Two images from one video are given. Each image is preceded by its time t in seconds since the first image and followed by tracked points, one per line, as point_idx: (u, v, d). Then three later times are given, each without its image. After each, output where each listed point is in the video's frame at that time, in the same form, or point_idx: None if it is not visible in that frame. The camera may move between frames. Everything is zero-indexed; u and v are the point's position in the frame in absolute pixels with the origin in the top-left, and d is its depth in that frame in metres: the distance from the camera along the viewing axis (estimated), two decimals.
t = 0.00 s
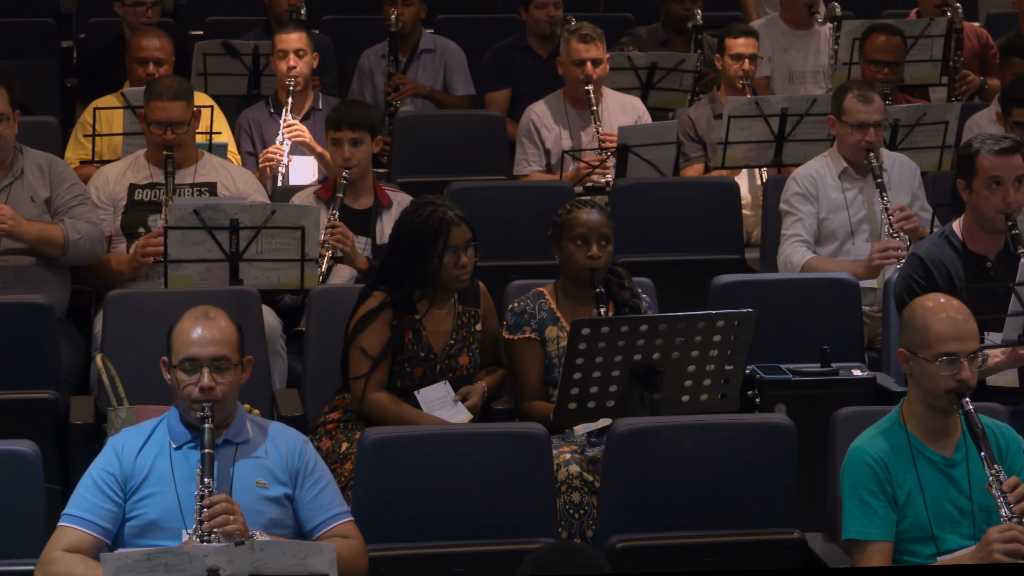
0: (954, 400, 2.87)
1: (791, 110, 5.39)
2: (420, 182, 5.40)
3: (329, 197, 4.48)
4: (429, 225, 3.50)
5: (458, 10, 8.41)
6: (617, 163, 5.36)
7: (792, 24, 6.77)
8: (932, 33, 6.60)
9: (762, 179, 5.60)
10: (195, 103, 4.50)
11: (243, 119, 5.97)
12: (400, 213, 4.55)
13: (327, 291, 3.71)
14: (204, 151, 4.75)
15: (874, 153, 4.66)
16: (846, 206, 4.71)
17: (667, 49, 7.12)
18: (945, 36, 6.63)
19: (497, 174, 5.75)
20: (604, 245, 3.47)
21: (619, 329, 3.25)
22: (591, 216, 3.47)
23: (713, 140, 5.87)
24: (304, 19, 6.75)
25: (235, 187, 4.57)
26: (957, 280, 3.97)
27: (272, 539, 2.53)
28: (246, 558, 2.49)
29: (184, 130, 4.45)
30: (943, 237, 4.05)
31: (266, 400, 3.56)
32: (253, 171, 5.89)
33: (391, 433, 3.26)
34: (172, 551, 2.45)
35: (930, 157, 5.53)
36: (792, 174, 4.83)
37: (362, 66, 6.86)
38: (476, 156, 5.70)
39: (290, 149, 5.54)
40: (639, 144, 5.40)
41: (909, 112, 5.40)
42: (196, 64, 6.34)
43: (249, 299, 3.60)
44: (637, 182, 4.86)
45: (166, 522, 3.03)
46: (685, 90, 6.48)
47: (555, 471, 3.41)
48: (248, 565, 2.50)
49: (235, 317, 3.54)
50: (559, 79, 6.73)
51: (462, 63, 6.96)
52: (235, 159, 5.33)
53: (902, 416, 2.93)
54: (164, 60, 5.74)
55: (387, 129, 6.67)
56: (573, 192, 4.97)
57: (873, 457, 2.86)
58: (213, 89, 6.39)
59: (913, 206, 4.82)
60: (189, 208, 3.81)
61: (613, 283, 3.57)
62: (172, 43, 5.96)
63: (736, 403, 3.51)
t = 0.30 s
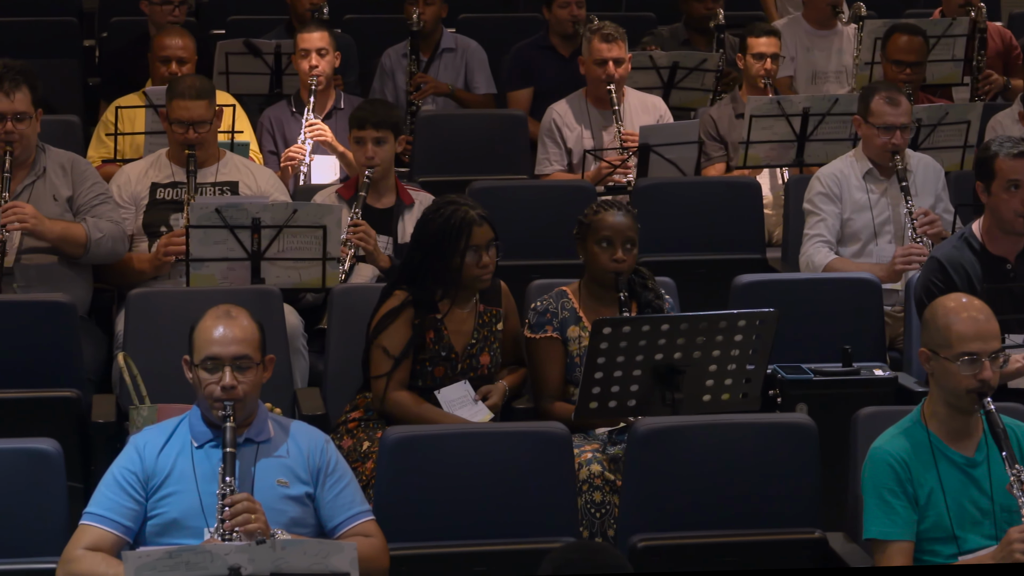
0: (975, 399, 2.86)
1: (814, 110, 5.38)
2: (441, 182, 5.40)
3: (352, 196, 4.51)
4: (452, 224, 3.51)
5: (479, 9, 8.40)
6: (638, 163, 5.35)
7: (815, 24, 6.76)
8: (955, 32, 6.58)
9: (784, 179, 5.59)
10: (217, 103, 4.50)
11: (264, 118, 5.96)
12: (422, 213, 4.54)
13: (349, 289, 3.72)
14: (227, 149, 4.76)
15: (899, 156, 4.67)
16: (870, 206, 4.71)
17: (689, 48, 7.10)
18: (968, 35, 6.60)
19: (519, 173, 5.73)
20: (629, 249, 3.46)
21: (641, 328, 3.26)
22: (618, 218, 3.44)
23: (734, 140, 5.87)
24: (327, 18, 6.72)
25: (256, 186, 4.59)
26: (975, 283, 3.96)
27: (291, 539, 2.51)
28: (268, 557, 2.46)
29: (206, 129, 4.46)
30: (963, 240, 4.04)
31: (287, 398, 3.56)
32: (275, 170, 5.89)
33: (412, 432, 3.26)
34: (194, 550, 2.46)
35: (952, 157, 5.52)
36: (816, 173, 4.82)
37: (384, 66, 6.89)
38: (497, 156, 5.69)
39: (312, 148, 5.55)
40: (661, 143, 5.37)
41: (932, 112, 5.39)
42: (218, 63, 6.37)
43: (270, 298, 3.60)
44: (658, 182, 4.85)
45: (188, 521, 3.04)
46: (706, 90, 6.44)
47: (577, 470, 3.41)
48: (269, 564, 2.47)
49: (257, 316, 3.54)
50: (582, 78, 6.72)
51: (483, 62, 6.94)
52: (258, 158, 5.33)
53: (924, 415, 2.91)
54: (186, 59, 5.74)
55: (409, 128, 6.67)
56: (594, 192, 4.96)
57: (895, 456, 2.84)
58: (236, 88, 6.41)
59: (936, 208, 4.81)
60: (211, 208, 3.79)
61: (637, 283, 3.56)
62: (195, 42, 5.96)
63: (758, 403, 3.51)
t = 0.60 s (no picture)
0: (998, 400, 2.83)
1: (836, 109, 5.37)
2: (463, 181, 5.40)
3: (374, 196, 4.50)
4: (474, 223, 3.51)
5: (501, 8, 8.39)
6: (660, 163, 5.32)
7: (837, 23, 6.76)
8: (978, 32, 6.60)
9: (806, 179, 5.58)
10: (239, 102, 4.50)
11: (287, 117, 5.94)
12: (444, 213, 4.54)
13: (371, 288, 3.73)
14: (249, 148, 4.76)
15: (924, 158, 4.64)
16: (893, 209, 4.71)
17: (712, 47, 7.09)
18: (992, 34, 6.63)
19: (541, 173, 5.72)
20: (653, 250, 3.46)
21: (663, 327, 3.26)
22: (641, 220, 3.45)
23: (757, 139, 5.86)
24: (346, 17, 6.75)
25: (279, 185, 4.60)
26: (995, 287, 3.95)
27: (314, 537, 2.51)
28: (292, 556, 2.46)
29: (228, 128, 4.46)
30: (983, 243, 4.03)
31: (309, 397, 3.57)
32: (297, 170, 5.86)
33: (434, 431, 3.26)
34: (217, 548, 2.44)
35: (975, 156, 5.52)
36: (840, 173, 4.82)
37: (406, 66, 6.90)
38: (519, 156, 5.69)
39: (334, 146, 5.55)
40: (684, 142, 5.35)
41: (954, 112, 5.39)
42: (240, 62, 6.36)
43: (293, 296, 3.60)
44: (678, 182, 4.83)
45: (210, 519, 3.04)
46: (729, 89, 6.47)
47: (599, 469, 3.41)
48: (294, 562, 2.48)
49: (279, 314, 3.54)
50: (605, 77, 6.71)
51: (506, 61, 6.92)
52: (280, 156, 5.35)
53: (945, 416, 2.88)
54: (206, 59, 5.75)
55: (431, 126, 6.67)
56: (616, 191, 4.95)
57: (917, 457, 2.81)
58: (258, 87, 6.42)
59: (960, 209, 4.82)
60: (234, 206, 3.81)
61: (659, 283, 3.58)
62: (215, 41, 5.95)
63: (780, 402, 3.51)
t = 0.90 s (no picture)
0: (1022, 402, 2.73)
1: (860, 109, 5.37)
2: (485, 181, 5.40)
3: (397, 195, 4.51)
4: (494, 220, 3.51)
5: (526, 6, 8.38)
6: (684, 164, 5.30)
7: (858, 23, 6.75)
8: (1001, 32, 6.58)
9: (829, 178, 5.58)
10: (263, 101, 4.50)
11: (310, 116, 5.95)
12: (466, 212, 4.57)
13: (394, 287, 3.74)
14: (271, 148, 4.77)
15: (948, 160, 4.65)
16: (917, 211, 4.71)
17: (735, 47, 7.07)
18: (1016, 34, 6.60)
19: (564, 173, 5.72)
20: (676, 250, 3.47)
21: (686, 327, 3.26)
22: (664, 220, 3.46)
23: (781, 139, 5.86)
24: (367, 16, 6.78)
25: (302, 184, 4.61)
26: None
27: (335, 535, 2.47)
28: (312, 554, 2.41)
29: (251, 127, 4.47)
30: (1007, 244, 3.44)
31: (331, 396, 3.58)
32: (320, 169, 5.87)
33: (456, 430, 3.26)
34: (239, 546, 2.41)
35: (999, 156, 5.51)
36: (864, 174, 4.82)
37: (430, 65, 6.88)
38: (541, 156, 5.68)
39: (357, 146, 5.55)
40: (708, 141, 5.31)
41: (978, 111, 5.39)
42: (264, 61, 6.37)
43: (317, 296, 3.60)
44: (703, 182, 4.84)
45: (234, 518, 3.04)
46: (753, 88, 6.44)
47: (622, 469, 3.41)
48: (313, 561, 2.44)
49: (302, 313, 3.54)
50: (627, 76, 6.71)
51: (530, 61, 6.90)
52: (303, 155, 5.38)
53: (968, 416, 2.79)
54: (227, 58, 5.75)
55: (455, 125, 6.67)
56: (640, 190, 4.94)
57: (939, 457, 2.73)
58: (281, 86, 6.43)
59: (985, 209, 4.83)
60: (257, 205, 3.81)
61: (682, 283, 3.57)
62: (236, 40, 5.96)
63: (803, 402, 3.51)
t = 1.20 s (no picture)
0: None
1: (884, 108, 5.37)
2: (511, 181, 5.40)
3: (421, 194, 4.52)
4: (501, 215, 3.55)
5: (549, 6, 8.38)
6: (709, 162, 5.29)
7: (879, 23, 6.75)
8: None
9: (854, 178, 5.60)
10: (287, 100, 4.50)
11: (335, 115, 5.97)
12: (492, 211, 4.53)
13: (418, 286, 3.77)
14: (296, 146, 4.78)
15: (974, 161, 4.66)
16: (942, 211, 4.70)
17: (760, 46, 7.04)
18: None
19: (588, 172, 5.72)
20: (700, 249, 3.47)
21: (710, 326, 3.26)
22: (688, 218, 3.47)
23: (805, 138, 5.85)
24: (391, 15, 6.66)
25: (327, 183, 4.61)
26: None
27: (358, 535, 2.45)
28: (337, 553, 2.40)
29: (277, 126, 4.47)
30: None
31: (356, 394, 3.58)
32: (345, 167, 5.88)
33: (480, 429, 3.26)
34: (263, 545, 2.39)
35: None
36: (889, 174, 4.81)
37: (455, 65, 6.84)
38: (564, 155, 5.67)
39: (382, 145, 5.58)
40: (732, 141, 5.30)
41: (1004, 111, 5.39)
42: (289, 59, 6.36)
43: (341, 294, 3.60)
44: (728, 180, 4.84)
45: (258, 516, 3.04)
46: (778, 87, 6.40)
47: (645, 468, 3.41)
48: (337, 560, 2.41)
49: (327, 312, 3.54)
50: (651, 75, 6.69)
51: (555, 60, 6.88)
52: (327, 153, 5.38)
53: (997, 415, 2.74)
54: (250, 56, 5.76)
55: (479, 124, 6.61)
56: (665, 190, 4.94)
57: (965, 456, 2.69)
58: (306, 85, 6.45)
59: (1010, 210, 4.83)
60: (282, 204, 3.81)
61: (707, 282, 3.57)
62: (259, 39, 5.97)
63: (827, 402, 3.50)
